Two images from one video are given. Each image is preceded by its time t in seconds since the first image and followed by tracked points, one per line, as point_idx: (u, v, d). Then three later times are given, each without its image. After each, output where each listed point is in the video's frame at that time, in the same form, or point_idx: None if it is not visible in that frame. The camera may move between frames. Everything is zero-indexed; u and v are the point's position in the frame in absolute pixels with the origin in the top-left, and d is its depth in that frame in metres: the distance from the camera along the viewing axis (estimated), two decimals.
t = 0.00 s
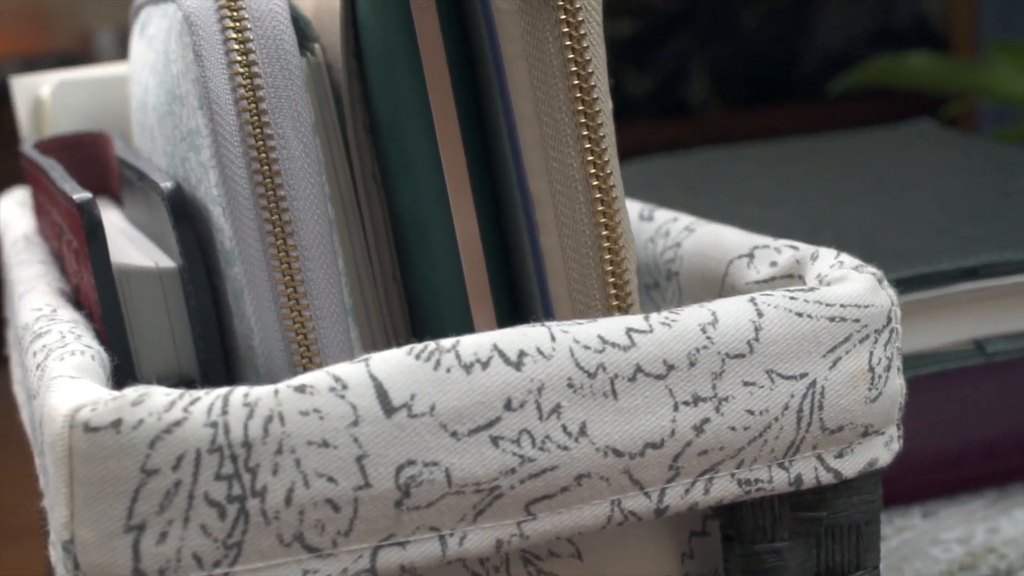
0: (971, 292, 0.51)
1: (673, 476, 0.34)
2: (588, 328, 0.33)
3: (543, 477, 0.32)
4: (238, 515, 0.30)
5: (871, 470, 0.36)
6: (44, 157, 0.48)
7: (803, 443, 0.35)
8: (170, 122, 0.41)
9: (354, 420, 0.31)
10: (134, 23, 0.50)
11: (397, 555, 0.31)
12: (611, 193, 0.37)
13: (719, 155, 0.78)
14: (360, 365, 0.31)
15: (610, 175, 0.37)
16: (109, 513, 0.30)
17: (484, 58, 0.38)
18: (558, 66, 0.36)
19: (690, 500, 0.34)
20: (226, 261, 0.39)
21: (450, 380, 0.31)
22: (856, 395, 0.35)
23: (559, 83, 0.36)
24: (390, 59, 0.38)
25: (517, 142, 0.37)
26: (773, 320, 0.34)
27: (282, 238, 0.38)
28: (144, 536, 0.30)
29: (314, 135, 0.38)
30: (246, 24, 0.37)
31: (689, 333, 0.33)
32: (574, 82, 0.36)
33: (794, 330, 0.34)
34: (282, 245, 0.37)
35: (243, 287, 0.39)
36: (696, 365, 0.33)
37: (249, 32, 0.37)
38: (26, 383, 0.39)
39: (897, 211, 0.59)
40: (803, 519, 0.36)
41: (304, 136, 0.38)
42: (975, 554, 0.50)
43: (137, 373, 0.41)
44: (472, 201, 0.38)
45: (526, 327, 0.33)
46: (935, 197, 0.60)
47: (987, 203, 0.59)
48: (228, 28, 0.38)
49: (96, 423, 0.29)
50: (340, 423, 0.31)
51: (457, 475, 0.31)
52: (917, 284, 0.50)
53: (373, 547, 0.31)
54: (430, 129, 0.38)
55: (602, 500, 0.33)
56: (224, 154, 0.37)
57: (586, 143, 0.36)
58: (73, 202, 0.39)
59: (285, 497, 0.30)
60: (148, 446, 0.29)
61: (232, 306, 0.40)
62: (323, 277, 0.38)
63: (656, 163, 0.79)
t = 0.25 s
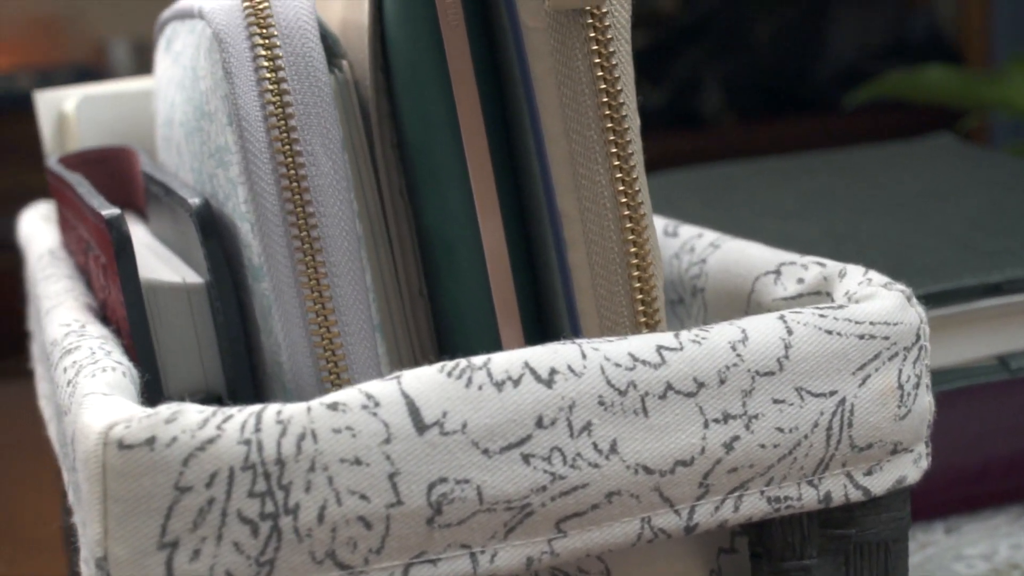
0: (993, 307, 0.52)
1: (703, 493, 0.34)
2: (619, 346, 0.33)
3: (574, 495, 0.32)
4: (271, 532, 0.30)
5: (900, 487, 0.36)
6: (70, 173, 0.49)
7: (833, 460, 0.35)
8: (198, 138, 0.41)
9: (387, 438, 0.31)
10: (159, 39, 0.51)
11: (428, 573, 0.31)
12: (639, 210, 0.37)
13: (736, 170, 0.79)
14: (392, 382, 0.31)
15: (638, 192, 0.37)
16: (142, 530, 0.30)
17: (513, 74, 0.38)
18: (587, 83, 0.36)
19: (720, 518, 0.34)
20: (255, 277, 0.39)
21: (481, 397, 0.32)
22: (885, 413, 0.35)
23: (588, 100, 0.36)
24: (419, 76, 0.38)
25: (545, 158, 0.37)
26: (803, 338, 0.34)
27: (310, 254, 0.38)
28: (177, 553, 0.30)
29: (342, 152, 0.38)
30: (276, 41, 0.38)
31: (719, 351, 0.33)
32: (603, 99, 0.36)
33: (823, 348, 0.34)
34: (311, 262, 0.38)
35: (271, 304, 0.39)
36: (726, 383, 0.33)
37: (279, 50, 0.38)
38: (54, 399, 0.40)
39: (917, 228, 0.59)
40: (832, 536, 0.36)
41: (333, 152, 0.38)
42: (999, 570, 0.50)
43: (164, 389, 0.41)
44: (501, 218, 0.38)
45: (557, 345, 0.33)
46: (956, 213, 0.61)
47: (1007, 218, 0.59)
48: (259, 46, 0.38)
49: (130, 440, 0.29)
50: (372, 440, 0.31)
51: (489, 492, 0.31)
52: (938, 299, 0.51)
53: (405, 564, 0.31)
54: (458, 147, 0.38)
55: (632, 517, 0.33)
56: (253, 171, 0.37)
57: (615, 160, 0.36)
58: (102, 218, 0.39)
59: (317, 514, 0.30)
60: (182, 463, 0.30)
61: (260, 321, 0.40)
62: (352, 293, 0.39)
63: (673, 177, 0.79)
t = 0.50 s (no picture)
0: (1016, 320, 0.52)
1: (731, 509, 0.34)
2: (649, 362, 0.33)
3: (604, 511, 0.32)
4: (303, 547, 0.30)
5: (927, 504, 0.36)
6: (94, 186, 0.49)
7: (861, 477, 0.35)
8: (225, 153, 0.41)
9: (418, 453, 0.31)
10: (183, 52, 0.51)
11: None
12: (667, 226, 0.37)
13: (753, 183, 0.79)
14: (423, 399, 0.32)
15: (666, 208, 0.37)
16: (175, 545, 0.30)
17: (540, 90, 0.38)
18: (616, 99, 0.36)
19: (748, 533, 0.34)
20: (281, 291, 0.40)
21: (512, 413, 0.32)
22: (913, 430, 0.35)
23: (616, 117, 0.36)
24: (447, 91, 0.38)
25: (572, 174, 0.37)
26: (831, 354, 0.34)
27: (338, 269, 0.38)
28: (209, 569, 0.30)
29: (369, 166, 0.39)
30: (304, 57, 0.38)
31: (748, 368, 0.33)
32: (632, 116, 0.36)
33: (852, 364, 0.34)
34: (339, 277, 0.38)
35: (298, 319, 0.39)
36: (755, 399, 0.33)
37: (307, 65, 0.38)
38: (82, 413, 0.40)
39: (937, 242, 0.59)
40: (859, 552, 0.36)
41: (361, 167, 0.38)
42: None
43: (191, 403, 0.41)
44: (529, 235, 0.38)
45: (587, 361, 0.33)
46: (976, 226, 0.61)
47: None
48: (288, 62, 0.38)
49: (163, 455, 0.29)
50: (403, 456, 0.31)
51: (519, 508, 0.32)
52: (963, 313, 0.51)
53: None
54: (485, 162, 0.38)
55: (661, 533, 0.33)
56: (281, 186, 0.38)
57: (643, 176, 0.37)
58: (129, 233, 0.40)
59: (349, 529, 0.30)
60: (215, 478, 0.30)
61: (284, 335, 0.41)
62: (380, 306, 0.39)
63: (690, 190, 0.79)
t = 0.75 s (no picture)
0: None
1: (759, 523, 0.34)
2: (677, 375, 0.33)
3: (632, 523, 0.32)
4: (334, 559, 0.30)
5: (954, 517, 0.36)
6: (119, 198, 0.49)
7: (888, 490, 0.35)
8: (251, 165, 0.41)
9: (448, 466, 0.31)
10: (206, 65, 0.51)
11: None
12: (694, 239, 0.37)
13: (771, 196, 0.79)
14: (452, 412, 0.32)
15: (692, 221, 0.37)
16: (206, 557, 0.30)
17: (567, 104, 0.38)
18: (643, 113, 0.36)
19: (776, 546, 0.34)
20: (307, 303, 0.40)
21: (541, 426, 0.32)
22: (941, 443, 0.35)
23: (643, 130, 0.36)
24: (474, 104, 0.38)
25: (599, 187, 0.37)
26: (859, 368, 0.34)
27: (365, 281, 0.38)
28: None
29: (396, 179, 0.39)
30: (331, 70, 0.38)
31: (776, 381, 0.33)
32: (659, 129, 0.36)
33: (880, 378, 0.34)
34: (365, 289, 0.38)
35: (324, 331, 0.39)
36: (784, 413, 0.33)
37: (335, 78, 0.38)
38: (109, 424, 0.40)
39: (960, 254, 0.59)
40: (886, 565, 0.36)
41: (387, 180, 0.39)
42: None
43: (216, 415, 0.41)
44: (555, 248, 0.39)
45: (616, 374, 0.33)
46: (998, 239, 0.61)
47: None
48: (315, 75, 0.38)
49: (195, 468, 0.30)
50: (434, 469, 0.31)
51: (548, 521, 0.32)
52: (989, 327, 0.51)
53: None
54: (512, 175, 0.38)
55: (689, 546, 0.33)
56: (308, 199, 0.38)
57: (669, 190, 0.37)
58: (156, 245, 0.40)
59: (380, 542, 0.31)
60: (247, 491, 0.30)
61: (309, 347, 0.41)
62: (406, 319, 0.39)
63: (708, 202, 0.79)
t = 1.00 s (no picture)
0: None
1: (785, 533, 0.34)
2: (704, 386, 0.33)
3: (659, 533, 0.32)
4: (362, 568, 0.30)
5: (979, 527, 0.36)
6: (140, 206, 0.49)
7: (914, 501, 0.35)
8: (275, 174, 0.42)
9: (475, 476, 0.31)
10: (227, 74, 0.51)
11: None
12: (718, 249, 0.37)
13: (788, 204, 0.79)
14: (480, 421, 0.32)
15: (717, 231, 0.37)
16: (236, 566, 0.30)
17: (591, 114, 0.38)
18: (668, 124, 0.36)
19: (802, 556, 0.34)
20: (331, 313, 0.40)
21: (568, 436, 0.32)
22: (967, 453, 0.35)
23: (668, 140, 0.36)
24: (498, 114, 0.38)
25: (623, 197, 0.38)
26: (884, 378, 0.34)
27: (390, 291, 0.38)
28: None
29: (420, 189, 0.39)
30: (356, 80, 0.38)
31: (802, 391, 0.34)
32: (683, 139, 0.36)
33: (905, 388, 0.34)
34: (390, 299, 0.38)
35: (348, 340, 0.39)
36: (809, 423, 0.33)
37: (360, 88, 0.38)
38: (133, 433, 0.40)
39: (979, 263, 0.59)
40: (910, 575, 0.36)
41: (412, 190, 0.39)
42: None
43: (240, 423, 0.41)
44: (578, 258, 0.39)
45: (642, 384, 0.33)
46: (1017, 248, 0.61)
47: None
48: (340, 85, 0.38)
49: (224, 476, 0.30)
50: (462, 478, 0.31)
51: (575, 530, 0.32)
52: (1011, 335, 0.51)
53: None
54: (536, 184, 0.39)
55: (715, 555, 0.33)
56: (333, 209, 0.38)
57: (694, 200, 0.37)
58: (181, 254, 0.40)
59: (408, 550, 0.31)
60: (275, 500, 0.30)
61: (332, 356, 0.41)
62: (429, 329, 0.39)
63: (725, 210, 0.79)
